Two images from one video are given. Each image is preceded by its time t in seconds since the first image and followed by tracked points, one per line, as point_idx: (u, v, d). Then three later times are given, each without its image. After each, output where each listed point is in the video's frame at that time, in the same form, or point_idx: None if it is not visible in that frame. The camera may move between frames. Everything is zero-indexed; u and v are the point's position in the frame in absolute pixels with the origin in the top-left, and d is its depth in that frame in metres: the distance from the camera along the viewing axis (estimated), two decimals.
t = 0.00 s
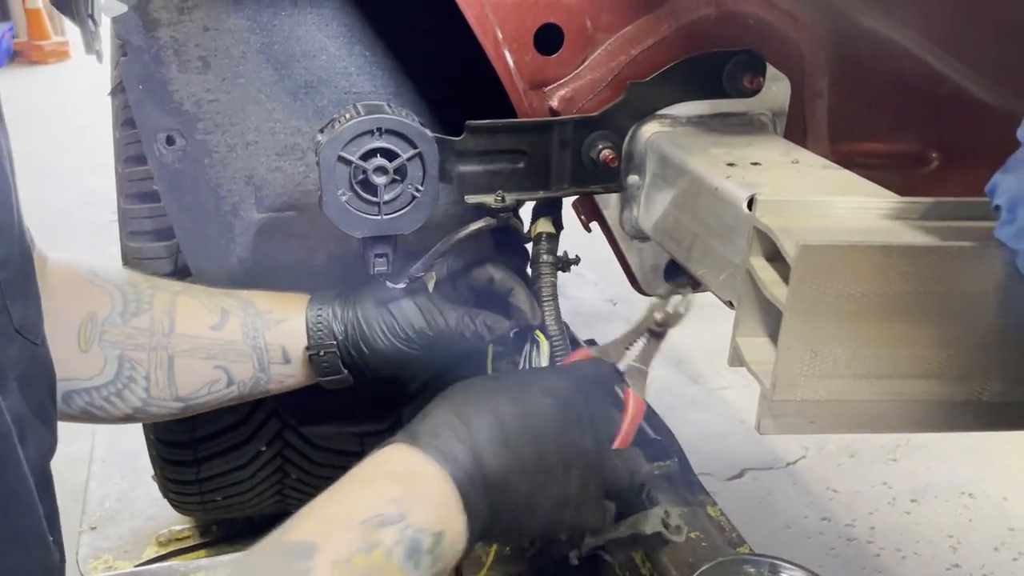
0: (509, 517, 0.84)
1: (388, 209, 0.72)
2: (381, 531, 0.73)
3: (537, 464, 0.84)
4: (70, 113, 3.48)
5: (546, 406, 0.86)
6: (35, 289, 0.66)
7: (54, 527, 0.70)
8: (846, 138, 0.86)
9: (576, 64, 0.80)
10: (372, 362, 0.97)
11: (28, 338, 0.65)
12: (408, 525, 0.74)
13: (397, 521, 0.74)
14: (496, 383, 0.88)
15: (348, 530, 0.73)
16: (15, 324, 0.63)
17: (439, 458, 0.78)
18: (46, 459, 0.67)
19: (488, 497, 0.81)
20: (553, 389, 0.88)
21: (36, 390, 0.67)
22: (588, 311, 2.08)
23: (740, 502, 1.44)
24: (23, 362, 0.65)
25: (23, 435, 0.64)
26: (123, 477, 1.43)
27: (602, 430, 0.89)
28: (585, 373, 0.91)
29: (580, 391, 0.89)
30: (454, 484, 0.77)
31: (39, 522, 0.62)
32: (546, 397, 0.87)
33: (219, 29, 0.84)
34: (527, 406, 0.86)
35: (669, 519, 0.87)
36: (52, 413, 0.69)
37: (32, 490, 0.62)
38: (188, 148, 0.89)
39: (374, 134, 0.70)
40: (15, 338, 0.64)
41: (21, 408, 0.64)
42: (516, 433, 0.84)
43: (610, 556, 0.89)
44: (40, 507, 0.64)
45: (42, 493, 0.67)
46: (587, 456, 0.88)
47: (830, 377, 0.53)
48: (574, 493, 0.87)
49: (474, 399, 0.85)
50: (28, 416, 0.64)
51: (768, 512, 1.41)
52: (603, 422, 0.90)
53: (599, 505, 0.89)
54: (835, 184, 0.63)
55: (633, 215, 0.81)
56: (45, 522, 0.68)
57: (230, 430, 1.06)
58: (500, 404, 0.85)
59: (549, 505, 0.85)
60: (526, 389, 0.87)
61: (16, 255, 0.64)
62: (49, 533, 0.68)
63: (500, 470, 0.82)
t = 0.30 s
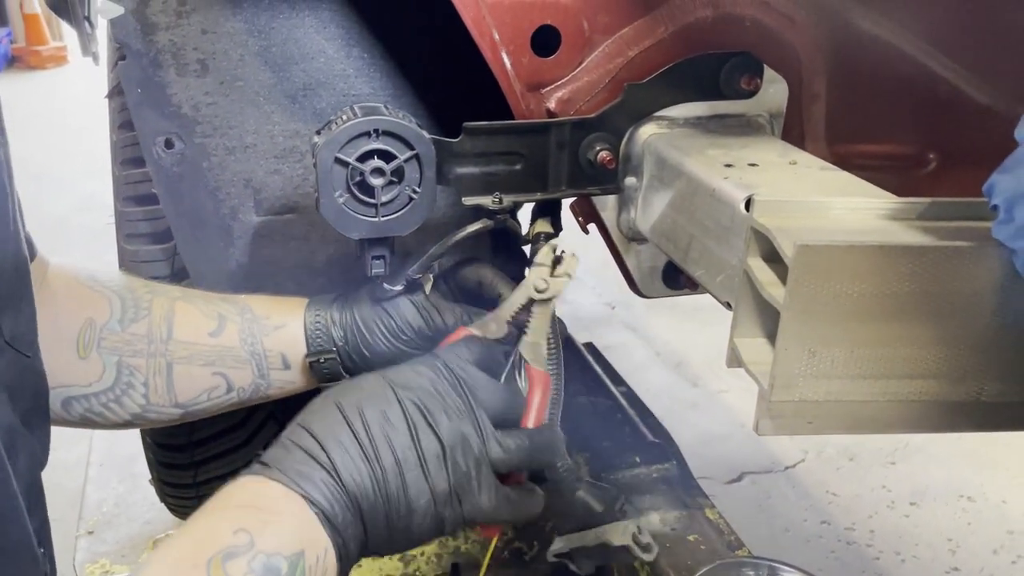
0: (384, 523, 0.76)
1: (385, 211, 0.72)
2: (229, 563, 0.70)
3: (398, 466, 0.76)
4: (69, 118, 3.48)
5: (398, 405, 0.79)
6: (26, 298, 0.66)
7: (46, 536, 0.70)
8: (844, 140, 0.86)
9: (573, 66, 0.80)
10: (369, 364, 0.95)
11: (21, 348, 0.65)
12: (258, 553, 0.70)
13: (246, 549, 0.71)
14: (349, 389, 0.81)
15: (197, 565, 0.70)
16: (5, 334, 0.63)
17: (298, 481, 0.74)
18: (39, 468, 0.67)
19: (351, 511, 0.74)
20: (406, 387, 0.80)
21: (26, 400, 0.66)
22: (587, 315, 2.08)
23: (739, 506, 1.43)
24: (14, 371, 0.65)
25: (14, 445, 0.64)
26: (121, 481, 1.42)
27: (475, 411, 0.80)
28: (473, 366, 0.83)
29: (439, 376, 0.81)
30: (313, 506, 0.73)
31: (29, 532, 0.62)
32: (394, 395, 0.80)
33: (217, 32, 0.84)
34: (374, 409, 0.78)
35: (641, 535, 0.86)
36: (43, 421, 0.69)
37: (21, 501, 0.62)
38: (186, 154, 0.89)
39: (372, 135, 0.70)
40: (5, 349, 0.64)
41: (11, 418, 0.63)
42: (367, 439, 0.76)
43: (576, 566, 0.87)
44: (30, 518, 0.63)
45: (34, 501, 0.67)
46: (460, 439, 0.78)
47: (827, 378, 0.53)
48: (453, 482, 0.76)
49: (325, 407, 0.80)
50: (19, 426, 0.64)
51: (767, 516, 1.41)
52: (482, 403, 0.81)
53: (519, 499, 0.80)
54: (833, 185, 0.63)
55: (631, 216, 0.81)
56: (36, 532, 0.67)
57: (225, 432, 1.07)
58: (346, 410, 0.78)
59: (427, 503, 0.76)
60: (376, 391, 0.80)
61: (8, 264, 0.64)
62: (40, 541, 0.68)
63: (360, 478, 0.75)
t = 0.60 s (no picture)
0: (378, 510, 0.78)
1: (379, 213, 0.72)
2: (237, 538, 0.74)
3: (390, 452, 0.78)
4: (66, 122, 3.47)
5: (389, 396, 0.81)
6: (19, 302, 0.66)
7: (37, 541, 0.70)
8: (836, 143, 0.86)
9: (566, 69, 0.80)
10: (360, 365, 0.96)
11: (14, 352, 0.65)
12: (264, 528, 0.73)
13: (253, 525, 0.74)
14: (342, 385, 0.84)
15: (208, 540, 0.74)
16: None
17: (299, 464, 0.76)
18: (31, 472, 0.67)
19: (346, 496, 0.76)
20: (398, 380, 0.83)
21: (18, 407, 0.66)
22: (584, 320, 2.08)
23: (735, 511, 1.43)
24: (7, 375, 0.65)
25: (6, 451, 0.63)
26: (116, 485, 1.42)
27: (458, 402, 0.82)
28: (453, 366, 0.85)
29: (426, 370, 0.83)
30: (312, 488, 0.75)
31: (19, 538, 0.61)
32: (386, 387, 0.82)
33: (212, 35, 0.84)
34: (366, 399, 0.80)
35: (637, 536, 0.83)
36: (36, 425, 0.69)
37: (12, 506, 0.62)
38: (182, 155, 0.89)
39: (366, 138, 0.70)
40: None
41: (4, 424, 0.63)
42: (360, 426, 0.79)
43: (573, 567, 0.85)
44: (19, 523, 0.63)
45: (25, 506, 0.67)
46: (445, 426, 0.80)
47: (819, 378, 0.53)
48: (440, 468, 0.78)
49: (320, 401, 0.82)
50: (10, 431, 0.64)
51: (764, 521, 1.41)
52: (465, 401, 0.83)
53: (501, 488, 0.81)
54: (825, 188, 0.63)
55: (624, 219, 0.82)
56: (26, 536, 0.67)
57: (221, 433, 1.07)
58: (340, 402, 0.81)
59: (416, 488, 0.77)
60: (369, 384, 0.82)
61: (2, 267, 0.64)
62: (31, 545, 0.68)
63: (354, 463, 0.77)
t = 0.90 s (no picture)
0: (369, 508, 0.78)
1: (373, 215, 0.72)
2: (227, 537, 0.74)
3: (378, 451, 0.78)
4: (63, 127, 3.47)
5: (377, 396, 0.81)
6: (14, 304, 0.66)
7: (32, 545, 0.69)
8: (831, 147, 0.86)
9: (561, 72, 0.80)
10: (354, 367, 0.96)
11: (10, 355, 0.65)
12: (252, 526, 0.73)
13: (242, 523, 0.74)
14: (333, 388, 0.84)
15: (198, 539, 0.74)
16: None
17: (287, 465, 0.76)
18: (25, 475, 0.66)
19: (336, 494, 0.76)
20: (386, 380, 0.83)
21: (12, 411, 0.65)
22: (580, 325, 2.08)
23: (732, 517, 1.43)
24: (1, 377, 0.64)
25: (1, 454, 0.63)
26: (110, 490, 1.41)
27: (449, 398, 0.81)
28: (442, 366, 0.84)
29: (414, 369, 0.83)
30: (301, 487, 0.75)
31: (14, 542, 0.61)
32: (374, 387, 0.82)
33: (207, 38, 0.84)
34: (354, 401, 0.81)
35: (625, 541, 0.80)
36: (31, 429, 0.69)
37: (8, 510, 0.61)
38: (176, 157, 0.89)
39: (360, 140, 0.70)
40: None
41: None
42: (348, 426, 0.79)
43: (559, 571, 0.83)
44: (15, 527, 0.62)
45: (20, 509, 0.66)
46: (434, 423, 0.80)
47: (813, 381, 0.53)
48: (429, 464, 0.78)
49: (309, 405, 0.82)
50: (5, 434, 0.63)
51: (761, 528, 1.40)
52: (456, 399, 0.82)
53: (491, 482, 0.81)
54: (820, 190, 0.63)
55: (620, 222, 0.82)
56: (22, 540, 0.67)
57: (214, 437, 1.06)
58: (328, 404, 0.81)
59: (407, 484, 0.78)
60: (357, 385, 0.83)
61: None
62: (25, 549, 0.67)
63: (342, 462, 0.77)
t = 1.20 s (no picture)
0: (362, 505, 0.78)
1: (370, 218, 0.72)
2: (221, 532, 0.73)
3: (374, 450, 0.79)
4: (59, 132, 3.46)
5: (375, 396, 0.82)
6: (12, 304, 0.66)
7: (29, 547, 0.69)
8: (828, 153, 0.86)
9: (558, 76, 0.80)
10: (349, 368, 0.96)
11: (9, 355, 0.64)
12: (248, 521, 0.73)
13: (237, 518, 0.73)
14: (329, 387, 0.85)
15: (191, 535, 0.72)
16: None
17: (282, 460, 0.76)
18: (23, 476, 0.66)
19: (330, 490, 0.76)
20: (384, 380, 0.84)
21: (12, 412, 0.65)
22: (576, 332, 2.08)
23: (728, 525, 1.43)
24: None
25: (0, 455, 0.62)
26: (103, 495, 1.41)
27: (445, 401, 0.83)
28: (438, 370, 0.86)
29: (412, 372, 0.85)
30: (296, 482, 0.75)
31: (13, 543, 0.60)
32: (372, 387, 0.83)
33: (204, 40, 0.84)
34: (352, 400, 0.82)
35: (607, 548, 0.76)
36: (30, 430, 0.68)
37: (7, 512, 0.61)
38: (172, 159, 0.89)
39: (357, 142, 0.70)
40: None
41: None
42: (345, 424, 0.80)
43: None
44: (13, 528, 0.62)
45: (18, 511, 0.66)
46: (430, 424, 0.81)
47: (809, 384, 0.53)
48: (424, 465, 0.79)
49: (306, 402, 0.83)
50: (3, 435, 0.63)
51: (756, 535, 1.40)
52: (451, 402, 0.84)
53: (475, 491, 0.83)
54: (815, 194, 0.63)
55: (615, 226, 0.81)
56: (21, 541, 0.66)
57: (207, 441, 1.06)
58: (325, 402, 0.82)
59: (400, 483, 0.78)
60: (354, 385, 0.83)
61: None
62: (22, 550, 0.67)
63: (338, 458, 0.77)
